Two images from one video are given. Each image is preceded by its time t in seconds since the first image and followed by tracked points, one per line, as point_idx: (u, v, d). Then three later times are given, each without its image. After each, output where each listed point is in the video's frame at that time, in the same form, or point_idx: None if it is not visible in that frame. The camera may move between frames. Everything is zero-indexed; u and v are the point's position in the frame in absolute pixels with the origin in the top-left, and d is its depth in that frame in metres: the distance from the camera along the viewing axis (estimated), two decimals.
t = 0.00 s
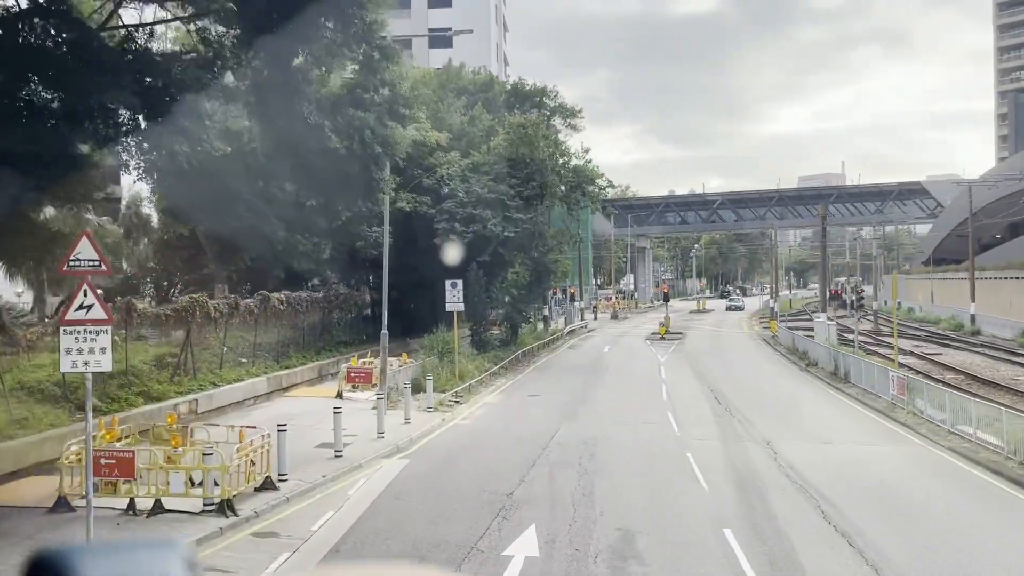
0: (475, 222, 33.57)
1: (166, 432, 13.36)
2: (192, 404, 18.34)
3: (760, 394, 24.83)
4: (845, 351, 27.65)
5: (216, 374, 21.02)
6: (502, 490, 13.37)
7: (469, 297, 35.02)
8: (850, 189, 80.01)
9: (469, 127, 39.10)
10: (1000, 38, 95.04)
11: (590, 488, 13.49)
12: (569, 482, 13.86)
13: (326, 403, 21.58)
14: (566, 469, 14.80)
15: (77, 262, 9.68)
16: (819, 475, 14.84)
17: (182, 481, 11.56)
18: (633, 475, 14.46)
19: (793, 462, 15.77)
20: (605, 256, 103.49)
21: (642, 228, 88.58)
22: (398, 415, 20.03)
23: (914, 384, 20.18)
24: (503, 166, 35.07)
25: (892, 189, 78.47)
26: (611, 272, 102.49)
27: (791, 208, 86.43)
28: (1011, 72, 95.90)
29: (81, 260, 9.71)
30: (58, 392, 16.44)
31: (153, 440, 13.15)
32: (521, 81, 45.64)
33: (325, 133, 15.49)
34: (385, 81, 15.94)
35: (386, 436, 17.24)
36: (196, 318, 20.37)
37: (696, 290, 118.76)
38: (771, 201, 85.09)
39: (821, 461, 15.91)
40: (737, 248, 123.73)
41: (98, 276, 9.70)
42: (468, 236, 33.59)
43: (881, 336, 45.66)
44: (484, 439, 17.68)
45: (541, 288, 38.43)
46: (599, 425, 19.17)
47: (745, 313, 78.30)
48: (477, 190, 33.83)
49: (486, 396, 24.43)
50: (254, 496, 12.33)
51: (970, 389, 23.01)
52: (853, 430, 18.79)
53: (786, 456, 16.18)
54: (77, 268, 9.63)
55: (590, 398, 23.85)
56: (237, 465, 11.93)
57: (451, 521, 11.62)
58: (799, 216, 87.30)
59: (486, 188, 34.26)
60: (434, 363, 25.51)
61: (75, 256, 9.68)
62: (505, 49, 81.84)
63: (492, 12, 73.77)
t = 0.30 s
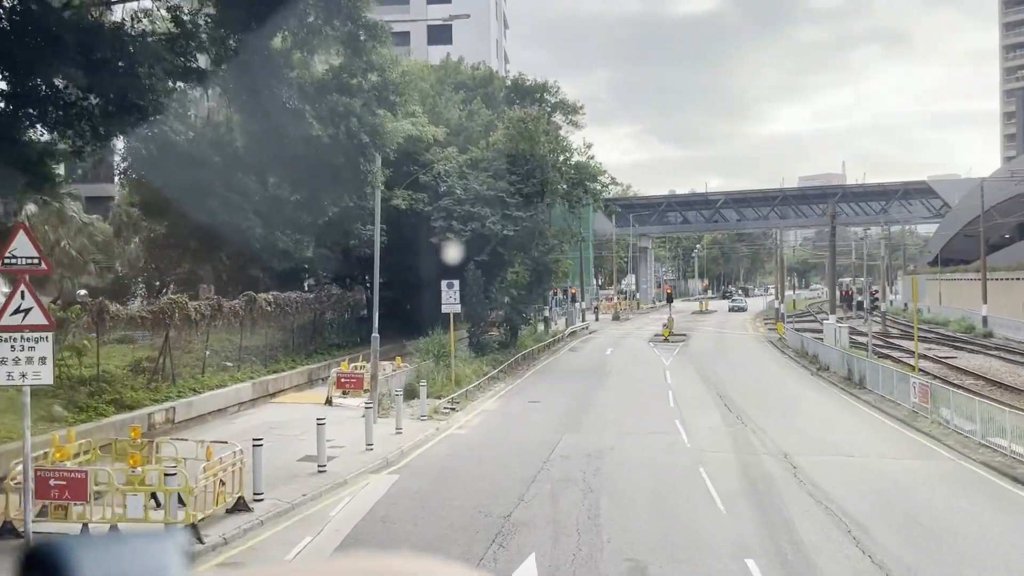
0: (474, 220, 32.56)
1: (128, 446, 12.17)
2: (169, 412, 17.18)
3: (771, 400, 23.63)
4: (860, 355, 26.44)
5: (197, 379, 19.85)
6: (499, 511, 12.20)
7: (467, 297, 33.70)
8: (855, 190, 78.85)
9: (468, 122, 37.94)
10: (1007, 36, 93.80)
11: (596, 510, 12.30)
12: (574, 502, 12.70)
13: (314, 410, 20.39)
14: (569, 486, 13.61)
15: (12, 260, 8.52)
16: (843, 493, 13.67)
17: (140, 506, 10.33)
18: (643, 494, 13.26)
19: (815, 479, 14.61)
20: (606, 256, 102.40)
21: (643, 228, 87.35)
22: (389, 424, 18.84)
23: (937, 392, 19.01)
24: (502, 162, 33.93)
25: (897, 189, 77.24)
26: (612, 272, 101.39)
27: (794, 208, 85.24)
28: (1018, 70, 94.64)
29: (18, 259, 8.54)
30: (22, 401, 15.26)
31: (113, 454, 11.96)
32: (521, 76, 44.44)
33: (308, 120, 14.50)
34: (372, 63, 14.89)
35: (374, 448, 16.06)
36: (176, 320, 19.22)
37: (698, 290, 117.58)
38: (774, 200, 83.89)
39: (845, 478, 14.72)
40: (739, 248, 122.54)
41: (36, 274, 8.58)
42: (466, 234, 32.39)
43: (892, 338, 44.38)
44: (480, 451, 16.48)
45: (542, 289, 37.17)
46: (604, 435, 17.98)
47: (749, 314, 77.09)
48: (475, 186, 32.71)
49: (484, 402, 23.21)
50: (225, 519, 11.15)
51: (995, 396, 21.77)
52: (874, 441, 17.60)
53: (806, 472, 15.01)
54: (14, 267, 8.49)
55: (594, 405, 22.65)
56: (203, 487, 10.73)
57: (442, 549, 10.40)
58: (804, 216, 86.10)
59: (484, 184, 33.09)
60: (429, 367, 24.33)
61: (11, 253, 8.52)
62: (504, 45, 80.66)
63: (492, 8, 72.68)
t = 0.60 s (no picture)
0: (473, 217, 31.44)
1: (90, 460, 11.11)
2: (145, 420, 16.08)
3: (782, 406, 22.60)
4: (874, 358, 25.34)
5: (178, 384, 18.76)
6: (496, 532, 11.14)
7: (466, 298, 32.67)
8: (859, 189, 77.85)
9: (466, 117, 36.94)
10: (1012, 34, 92.77)
11: (601, 530, 11.25)
12: (577, 520, 11.67)
13: (302, 417, 19.37)
14: (572, 502, 12.55)
15: None
16: (869, 508, 12.62)
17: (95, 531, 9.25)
18: (655, 512, 12.16)
19: (838, 493, 13.53)
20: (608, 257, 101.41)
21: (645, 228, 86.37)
22: (381, 432, 17.77)
23: (961, 397, 17.96)
24: (502, 158, 32.89)
25: (902, 189, 76.23)
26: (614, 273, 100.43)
27: (797, 207, 84.23)
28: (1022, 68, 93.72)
29: None
30: None
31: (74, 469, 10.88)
32: (522, 72, 43.52)
33: (289, 105, 14.52)
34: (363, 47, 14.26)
35: (364, 459, 14.97)
36: (155, 322, 18.12)
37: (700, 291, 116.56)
38: (778, 200, 82.90)
39: (869, 492, 13.67)
40: (742, 248, 121.49)
41: None
42: (465, 232, 31.18)
43: (902, 340, 43.25)
44: (477, 461, 15.40)
45: (542, 289, 36.10)
46: (609, 445, 16.91)
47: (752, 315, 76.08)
48: (474, 182, 31.58)
49: (481, 407, 22.20)
50: (193, 542, 10.07)
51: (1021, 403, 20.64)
52: (896, 450, 16.55)
53: (829, 485, 13.92)
54: None
55: (597, 411, 21.60)
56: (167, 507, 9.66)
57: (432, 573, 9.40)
58: (807, 216, 85.06)
59: (484, 181, 31.92)
60: (425, 370, 23.28)
61: None
62: (505, 43, 79.67)
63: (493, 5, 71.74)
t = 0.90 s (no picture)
0: (473, 216, 30.43)
1: (51, 476, 10.15)
2: (123, 428, 15.23)
3: (794, 412, 21.65)
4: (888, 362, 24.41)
5: (162, 390, 17.88)
6: (495, 556, 10.21)
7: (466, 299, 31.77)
8: (864, 189, 76.89)
9: (466, 113, 36.09)
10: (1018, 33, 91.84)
11: (609, 553, 10.31)
12: (582, 541, 10.76)
13: (292, 424, 18.47)
14: (578, 521, 11.63)
15: None
16: (897, 528, 11.69)
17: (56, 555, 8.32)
18: (666, 532, 11.26)
19: (863, 510, 12.57)
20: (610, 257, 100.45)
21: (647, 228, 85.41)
22: (374, 442, 16.87)
23: (987, 405, 17.02)
24: (502, 155, 32.02)
25: (908, 188, 75.30)
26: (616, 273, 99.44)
27: (801, 207, 83.27)
28: None
29: None
30: None
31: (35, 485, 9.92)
32: (523, 69, 42.67)
33: (272, 91, 14.22)
34: (355, 31, 14.69)
35: (354, 471, 14.05)
36: (136, 324, 17.24)
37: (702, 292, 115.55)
38: (782, 200, 81.95)
39: (896, 509, 12.72)
40: (745, 249, 120.45)
41: None
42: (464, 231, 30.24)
43: (912, 343, 42.25)
44: (476, 473, 14.47)
45: (543, 289, 35.25)
46: (615, 455, 16.00)
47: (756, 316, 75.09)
48: (474, 180, 30.57)
49: (480, 413, 21.30)
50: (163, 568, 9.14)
51: None
52: (919, 463, 15.61)
53: (852, 501, 12.98)
54: None
55: (601, 417, 20.69)
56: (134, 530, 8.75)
57: None
58: (811, 216, 84.12)
59: (484, 178, 31.01)
60: (421, 374, 22.39)
61: None
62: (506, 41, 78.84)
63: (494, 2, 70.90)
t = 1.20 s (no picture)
0: (473, 215, 29.72)
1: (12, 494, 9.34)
2: (105, 436, 14.47)
3: (806, 418, 20.85)
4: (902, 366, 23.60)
5: (148, 395, 17.14)
6: None
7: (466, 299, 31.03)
8: (869, 189, 76.10)
9: (467, 109, 35.37)
10: None
11: (617, 573, 9.55)
12: (587, 560, 10.01)
13: (283, 431, 17.74)
14: (583, 539, 10.86)
15: None
16: (925, 546, 10.90)
17: None
18: (678, 549, 10.49)
19: (886, 526, 11.80)
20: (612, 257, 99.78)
21: (649, 228, 84.78)
22: (368, 450, 16.12)
23: (1010, 413, 16.23)
24: (503, 152, 31.26)
25: (913, 189, 74.47)
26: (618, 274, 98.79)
27: (805, 207, 82.48)
28: None
29: None
30: None
31: None
32: (525, 65, 41.95)
33: (258, 77, 13.26)
34: (346, 17, 14.58)
35: (347, 483, 13.28)
36: (120, 326, 16.48)
37: (706, 293, 114.75)
38: (786, 200, 81.18)
39: (922, 524, 11.93)
40: (748, 250, 119.68)
41: None
42: (464, 230, 29.50)
43: (922, 345, 41.39)
44: (475, 485, 13.71)
45: (545, 290, 34.38)
46: (621, 464, 15.24)
47: (759, 317, 74.36)
48: (474, 178, 29.94)
49: (480, 419, 20.54)
50: None
51: None
52: (941, 473, 14.85)
53: (873, 515, 12.23)
54: None
55: (606, 423, 19.93)
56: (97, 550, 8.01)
57: None
58: (815, 216, 83.37)
59: (484, 176, 30.27)
60: (419, 378, 21.64)
61: None
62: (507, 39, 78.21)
63: None
